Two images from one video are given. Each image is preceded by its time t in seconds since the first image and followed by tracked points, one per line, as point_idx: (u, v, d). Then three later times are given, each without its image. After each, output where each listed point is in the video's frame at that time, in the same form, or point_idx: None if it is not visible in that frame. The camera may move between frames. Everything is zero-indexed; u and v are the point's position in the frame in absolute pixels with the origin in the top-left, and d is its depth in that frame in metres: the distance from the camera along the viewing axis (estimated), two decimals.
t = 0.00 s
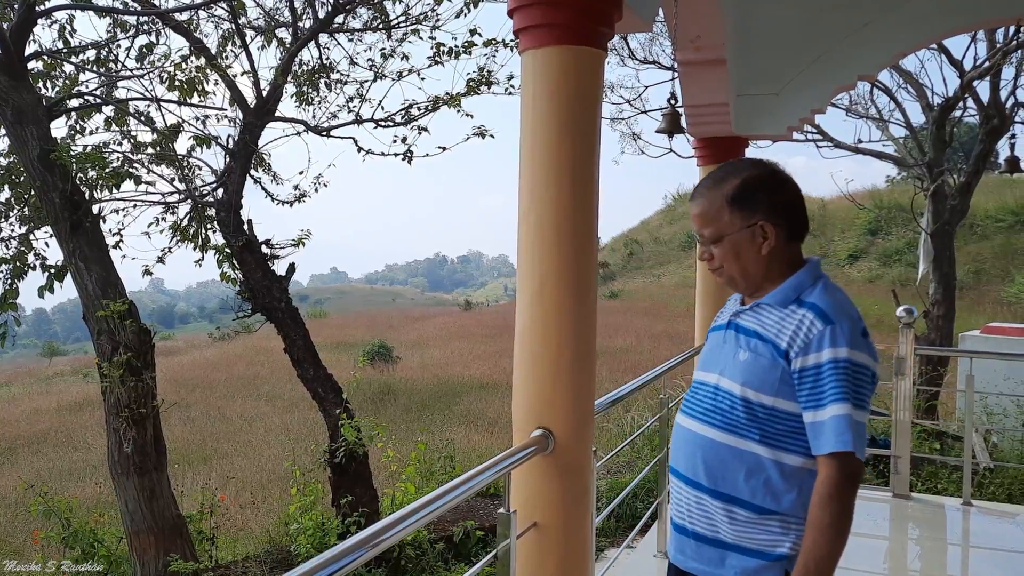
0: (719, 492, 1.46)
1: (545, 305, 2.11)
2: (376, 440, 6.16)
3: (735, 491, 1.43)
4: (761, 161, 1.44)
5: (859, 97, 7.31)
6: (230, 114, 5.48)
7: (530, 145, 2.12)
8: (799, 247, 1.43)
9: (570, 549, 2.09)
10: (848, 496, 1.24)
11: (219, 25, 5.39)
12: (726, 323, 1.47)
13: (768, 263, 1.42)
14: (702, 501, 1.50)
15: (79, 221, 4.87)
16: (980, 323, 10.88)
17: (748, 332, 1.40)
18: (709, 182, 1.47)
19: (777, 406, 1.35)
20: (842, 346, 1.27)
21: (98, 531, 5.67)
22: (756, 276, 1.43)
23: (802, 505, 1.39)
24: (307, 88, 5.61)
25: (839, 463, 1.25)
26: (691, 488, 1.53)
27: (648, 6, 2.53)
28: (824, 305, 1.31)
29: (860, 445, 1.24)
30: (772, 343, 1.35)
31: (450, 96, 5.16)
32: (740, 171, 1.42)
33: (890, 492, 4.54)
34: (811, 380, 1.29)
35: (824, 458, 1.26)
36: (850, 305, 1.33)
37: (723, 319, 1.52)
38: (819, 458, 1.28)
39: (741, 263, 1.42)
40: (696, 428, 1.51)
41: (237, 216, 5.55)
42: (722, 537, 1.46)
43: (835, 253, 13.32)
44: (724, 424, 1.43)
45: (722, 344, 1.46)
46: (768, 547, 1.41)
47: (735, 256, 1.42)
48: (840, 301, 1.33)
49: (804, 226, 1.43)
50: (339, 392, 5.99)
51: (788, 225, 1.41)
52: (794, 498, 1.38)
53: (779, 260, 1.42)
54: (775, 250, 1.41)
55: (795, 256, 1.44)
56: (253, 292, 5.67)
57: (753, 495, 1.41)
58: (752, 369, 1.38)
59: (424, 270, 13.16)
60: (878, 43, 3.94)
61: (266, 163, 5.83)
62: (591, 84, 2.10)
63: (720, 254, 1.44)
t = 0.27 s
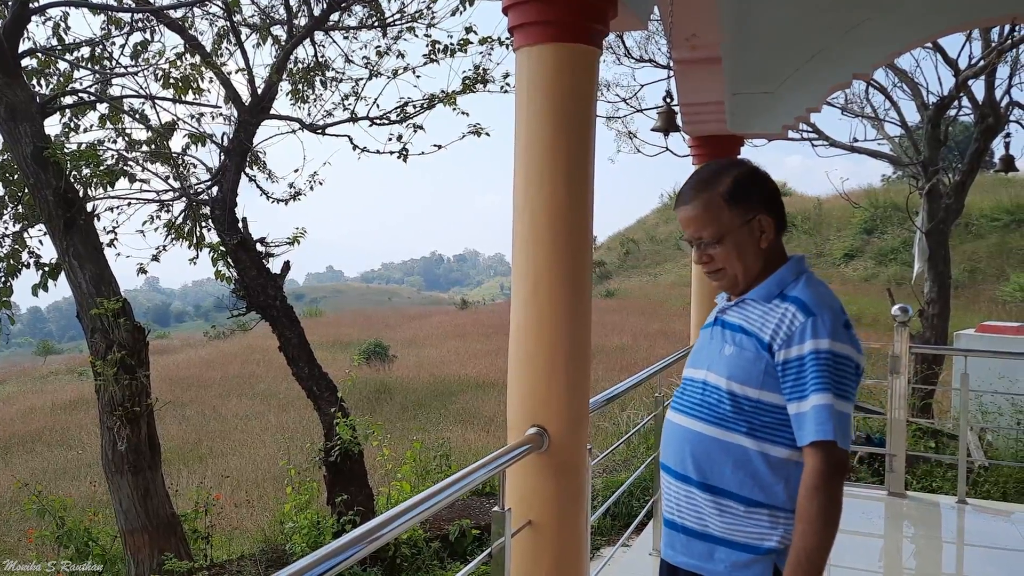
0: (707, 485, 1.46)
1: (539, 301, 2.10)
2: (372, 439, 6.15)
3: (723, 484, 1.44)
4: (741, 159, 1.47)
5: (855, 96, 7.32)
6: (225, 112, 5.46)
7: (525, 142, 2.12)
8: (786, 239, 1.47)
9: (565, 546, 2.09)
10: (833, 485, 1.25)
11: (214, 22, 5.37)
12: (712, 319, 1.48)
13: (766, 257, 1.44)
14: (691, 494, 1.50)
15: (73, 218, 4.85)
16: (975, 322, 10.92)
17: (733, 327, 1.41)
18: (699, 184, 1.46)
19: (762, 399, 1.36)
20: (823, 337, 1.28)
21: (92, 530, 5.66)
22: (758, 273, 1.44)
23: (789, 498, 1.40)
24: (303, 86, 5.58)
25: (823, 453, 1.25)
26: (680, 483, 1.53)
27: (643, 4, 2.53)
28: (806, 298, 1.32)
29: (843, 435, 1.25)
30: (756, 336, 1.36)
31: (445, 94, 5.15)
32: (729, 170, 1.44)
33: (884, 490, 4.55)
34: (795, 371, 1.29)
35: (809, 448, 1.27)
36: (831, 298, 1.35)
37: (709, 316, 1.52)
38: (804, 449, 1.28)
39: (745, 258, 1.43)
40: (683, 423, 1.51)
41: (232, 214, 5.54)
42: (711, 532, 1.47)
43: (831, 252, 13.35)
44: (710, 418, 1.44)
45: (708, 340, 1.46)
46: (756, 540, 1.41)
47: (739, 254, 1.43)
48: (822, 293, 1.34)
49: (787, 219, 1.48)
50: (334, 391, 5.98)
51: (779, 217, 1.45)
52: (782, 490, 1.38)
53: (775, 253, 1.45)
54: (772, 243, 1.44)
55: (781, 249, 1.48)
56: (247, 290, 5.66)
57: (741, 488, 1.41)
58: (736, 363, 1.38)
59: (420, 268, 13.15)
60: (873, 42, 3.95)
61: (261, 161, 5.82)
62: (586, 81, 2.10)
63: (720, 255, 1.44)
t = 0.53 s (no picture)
0: (702, 481, 1.47)
1: (536, 300, 2.11)
2: (370, 439, 6.15)
3: (718, 480, 1.44)
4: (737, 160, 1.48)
5: (852, 95, 7.34)
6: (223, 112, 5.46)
7: (522, 141, 2.12)
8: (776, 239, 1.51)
9: (561, 545, 2.09)
10: (821, 482, 1.25)
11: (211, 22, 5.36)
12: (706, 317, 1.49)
13: (763, 257, 1.46)
14: (686, 491, 1.50)
15: (70, 218, 4.84)
16: (972, 321, 10.93)
17: (727, 326, 1.42)
18: (700, 183, 1.44)
19: (757, 396, 1.36)
20: (819, 336, 1.29)
21: (90, 530, 5.65)
22: (756, 273, 1.45)
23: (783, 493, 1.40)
24: (300, 85, 5.58)
25: (816, 450, 1.26)
26: (674, 479, 1.53)
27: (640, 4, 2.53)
28: (801, 298, 1.33)
29: (837, 433, 1.26)
30: (752, 335, 1.37)
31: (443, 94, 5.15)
32: (729, 170, 1.44)
33: (881, 489, 4.56)
34: (790, 369, 1.30)
35: (799, 445, 1.27)
36: (825, 298, 1.36)
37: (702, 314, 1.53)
38: (796, 446, 1.29)
39: (746, 259, 1.44)
40: (676, 420, 1.51)
41: (229, 214, 5.54)
42: (706, 527, 1.47)
43: (828, 252, 13.37)
44: (705, 415, 1.44)
45: (702, 338, 1.47)
46: (751, 534, 1.42)
47: (740, 254, 1.43)
48: (816, 293, 1.35)
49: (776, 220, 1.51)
50: (332, 391, 5.97)
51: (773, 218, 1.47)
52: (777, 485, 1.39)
53: (770, 253, 1.47)
54: (768, 243, 1.46)
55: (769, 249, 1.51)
56: (245, 290, 5.65)
57: (736, 483, 1.42)
58: (732, 360, 1.39)
59: (417, 268, 13.15)
60: (869, 42, 3.96)
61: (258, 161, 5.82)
62: (583, 81, 2.11)
63: (721, 255, 1.44)
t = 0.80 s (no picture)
0: (707, 482, 1.46)
1: (534, 300, 2.11)
2: (368, 439, 6.14)
3: (724, 480, 1.44)
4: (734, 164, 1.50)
5: (850, 96, 7.35)
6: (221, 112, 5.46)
7: (520, 141, 2.12)
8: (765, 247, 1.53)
9: (558, 545, 2.10)
10: (826, 482, 1.28)
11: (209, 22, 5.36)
12: (698, 320, 1.49)
13: (756, 262, 1.48)
14: (689, 493, 1.49)
15: (68, 219, 4.84)
16: (970, 322, 10.95)
17: (724, 327, 1.42)
18: (700, 185, 1.45)
19: (760, 398, 1.37)
20: (822, 338, 1.31)
21: (88, 530, 5.65)
22: (749, 277, 1.47)
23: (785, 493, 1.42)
24: (298, 86, 5.59)
25: (823, 450, 1.28)
26: (676, 481, 1.52)
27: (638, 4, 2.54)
28: (799, 300, 1.35)
29: (842, 433, 1.28)
30: (753, 337, 1.37)
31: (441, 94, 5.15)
32: (728, 174, 1.46)
33: (879, 490, 4.57)
34: (794, 370, 1.31)
35: (805, 446, 1.29)
36: (819, 301, 1.39)
37: (692, 314, 1.53)
38: (802, 447, 1.30)
39: (742, 263, 1.45)
40: (674, 423, 1.50)
41: (228, 214, 5.54)
42: (713, 528, 1.46)
43: (826, 252, 13.39)
44: (705, 417, 1.44)
45: (696, 340, 1.47)
46: (761, 529, 1.42)
47: (736, 259, 1.44)
48: (811, 295, 1.38)
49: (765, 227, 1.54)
50: (330, 391, 5.97)
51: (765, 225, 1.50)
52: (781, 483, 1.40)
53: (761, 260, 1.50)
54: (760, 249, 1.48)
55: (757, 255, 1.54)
56: (243, 290, 5.65)
57: (740, 483, 1.42)
58: (734, 363, 1.39)
59: (415, 268, 13.15)
60: (867, 44, 3.97)
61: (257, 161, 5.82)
62: (580, 81, 2.11)
63: (718, 259, 1.44)
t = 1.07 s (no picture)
0: (712, 486, 1.46)
1: (537, 298, 2.12)
2: (370, 439, 6.15)
3: (729, 483, 1.44)
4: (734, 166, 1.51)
5: (850, 97, 7.36)
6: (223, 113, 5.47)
7: (523, 140, 2.13)
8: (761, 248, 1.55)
9: (562, 542, 2.11)
10: (847, 480, 1.34)
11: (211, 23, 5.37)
12: (699, 323, 1.50)
13: (754, 264, 1.50)
14: (694, 498, 1.49)
15: (72, 219, 4.85)
16: (970, 322, 10.96)
17: (728, 330, 1.44)
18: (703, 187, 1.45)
19: (768, 400, 1.39)
20: (831, 340, 1.35)
21: (92, 530, 5.67)
22: (749, 279, 1.49)
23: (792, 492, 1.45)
24: (300, 87, 5.60)
25: (842, 449, 1.33)
26: (678, 486, 1.51)
27: (640, 5, 2.55)
28: (804, 303, 1.38)
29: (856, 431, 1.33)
30: (760, 340, 1.40)
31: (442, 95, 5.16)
32: (732, 175, 1.47)
33: (880, 489, 4.57)
34: (805, 373, 1.34)
35: (826, 448, 1.34)
36: (818, 302, 1.43)
37: (689, 317, 1.54)
38: (823, 448, 1.34)
39: (744, 266, 1.47)
40: (676, 427, 1.50)
41: (230, 215, 5.55)
42: (718, 531, 1.46)
43: (826, 253, 13.40)
44: (711, 420, 1.44)
45: (698, 344, 1.48)
46: (769, 528, 1.42)
47: (739, 261, 1.46)
48: (811, 297, 1.42)
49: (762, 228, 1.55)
50: (332, 391, 5.98)
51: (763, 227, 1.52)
52: (788, 483, 1.42)
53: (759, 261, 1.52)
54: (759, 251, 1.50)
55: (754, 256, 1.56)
56: (246, 290, 5.67)
57: (747, 486, 1.43)
58: (741, 366, 1.40)
59: (416, 269, 13.16)
60: (867, 45, 3.98)
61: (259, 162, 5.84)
62: (583, 81, 2.12)
63: (723, 262, 1.45)
